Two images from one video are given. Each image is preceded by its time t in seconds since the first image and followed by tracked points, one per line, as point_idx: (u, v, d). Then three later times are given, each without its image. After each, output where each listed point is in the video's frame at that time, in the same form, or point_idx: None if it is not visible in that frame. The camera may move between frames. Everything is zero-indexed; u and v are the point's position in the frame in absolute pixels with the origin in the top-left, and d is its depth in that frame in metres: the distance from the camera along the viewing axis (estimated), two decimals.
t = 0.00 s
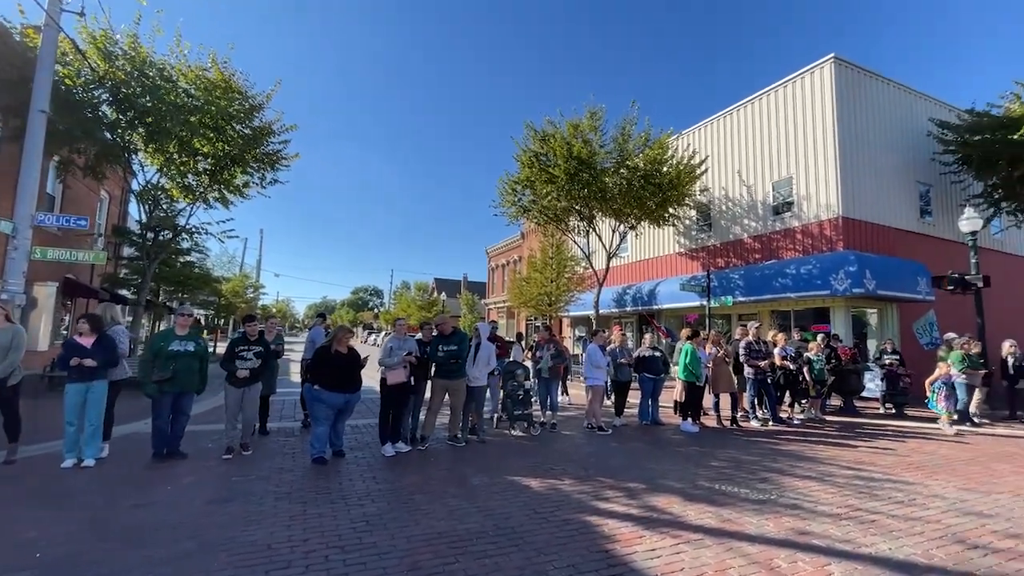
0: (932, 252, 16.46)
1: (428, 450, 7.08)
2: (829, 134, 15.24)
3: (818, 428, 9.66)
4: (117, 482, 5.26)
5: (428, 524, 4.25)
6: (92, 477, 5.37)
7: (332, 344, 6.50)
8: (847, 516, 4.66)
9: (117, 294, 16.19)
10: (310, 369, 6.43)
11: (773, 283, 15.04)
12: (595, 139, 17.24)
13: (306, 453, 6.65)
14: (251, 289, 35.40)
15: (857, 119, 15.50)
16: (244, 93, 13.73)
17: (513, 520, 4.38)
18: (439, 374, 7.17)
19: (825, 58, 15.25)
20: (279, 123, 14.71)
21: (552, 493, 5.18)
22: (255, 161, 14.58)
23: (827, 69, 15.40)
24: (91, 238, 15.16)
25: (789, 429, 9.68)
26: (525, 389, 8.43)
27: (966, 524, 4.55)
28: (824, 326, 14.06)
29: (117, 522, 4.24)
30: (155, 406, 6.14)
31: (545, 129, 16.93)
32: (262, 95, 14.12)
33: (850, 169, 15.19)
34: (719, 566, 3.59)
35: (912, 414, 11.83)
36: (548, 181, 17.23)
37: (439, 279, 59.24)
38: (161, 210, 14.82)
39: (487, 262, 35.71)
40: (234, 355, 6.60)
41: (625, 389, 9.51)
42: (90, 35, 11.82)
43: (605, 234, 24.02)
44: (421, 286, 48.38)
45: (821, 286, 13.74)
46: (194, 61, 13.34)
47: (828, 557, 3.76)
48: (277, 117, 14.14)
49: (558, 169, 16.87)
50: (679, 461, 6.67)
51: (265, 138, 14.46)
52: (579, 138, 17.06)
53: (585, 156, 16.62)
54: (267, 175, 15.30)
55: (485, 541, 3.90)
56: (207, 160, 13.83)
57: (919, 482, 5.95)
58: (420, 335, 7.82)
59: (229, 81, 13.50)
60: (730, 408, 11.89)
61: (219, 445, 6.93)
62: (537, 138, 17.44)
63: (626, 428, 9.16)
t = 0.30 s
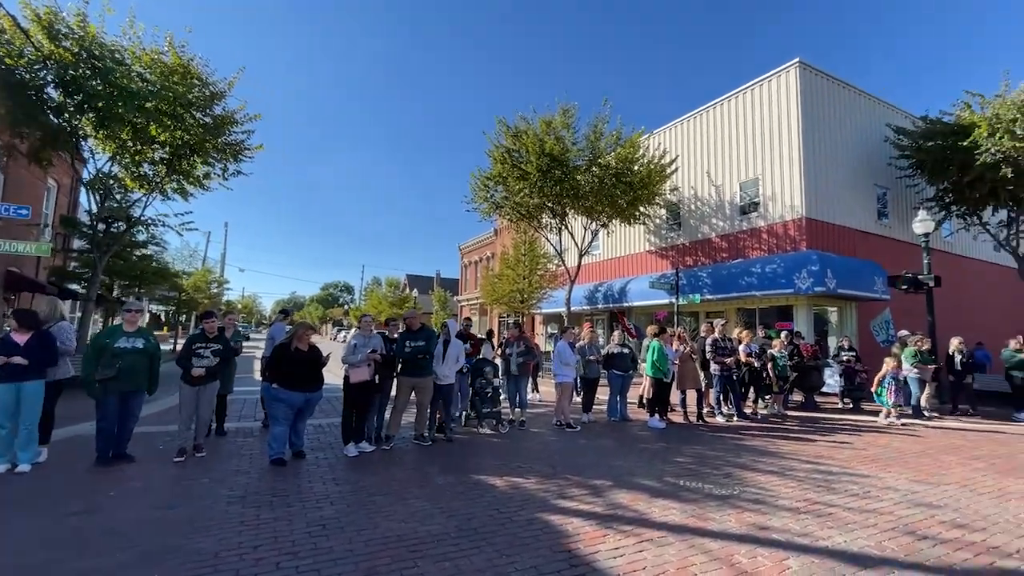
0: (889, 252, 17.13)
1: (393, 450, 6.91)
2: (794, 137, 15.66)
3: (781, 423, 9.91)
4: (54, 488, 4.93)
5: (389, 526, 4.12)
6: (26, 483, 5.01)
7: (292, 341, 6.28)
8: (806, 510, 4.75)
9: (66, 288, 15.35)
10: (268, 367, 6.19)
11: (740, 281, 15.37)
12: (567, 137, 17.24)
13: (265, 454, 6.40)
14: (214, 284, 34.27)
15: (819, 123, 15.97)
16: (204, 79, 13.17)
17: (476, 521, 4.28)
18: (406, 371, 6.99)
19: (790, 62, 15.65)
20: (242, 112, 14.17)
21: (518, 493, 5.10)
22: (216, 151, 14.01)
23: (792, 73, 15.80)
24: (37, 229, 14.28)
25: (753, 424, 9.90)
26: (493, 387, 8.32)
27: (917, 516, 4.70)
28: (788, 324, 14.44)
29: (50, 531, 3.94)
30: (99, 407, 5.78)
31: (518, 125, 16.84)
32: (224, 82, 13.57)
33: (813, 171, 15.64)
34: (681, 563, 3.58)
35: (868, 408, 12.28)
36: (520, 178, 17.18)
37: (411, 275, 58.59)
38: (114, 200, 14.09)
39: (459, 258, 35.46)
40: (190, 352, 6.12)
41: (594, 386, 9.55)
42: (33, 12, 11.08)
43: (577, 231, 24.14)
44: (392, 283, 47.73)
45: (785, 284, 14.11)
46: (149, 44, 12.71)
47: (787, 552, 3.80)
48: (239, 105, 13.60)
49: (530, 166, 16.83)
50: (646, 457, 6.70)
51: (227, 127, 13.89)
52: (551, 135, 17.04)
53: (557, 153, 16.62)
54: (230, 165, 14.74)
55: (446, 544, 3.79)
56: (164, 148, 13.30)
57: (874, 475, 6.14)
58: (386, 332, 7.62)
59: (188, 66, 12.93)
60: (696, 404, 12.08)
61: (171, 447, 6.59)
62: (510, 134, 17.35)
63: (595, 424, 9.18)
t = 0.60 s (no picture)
0: (849, 251, 17.73)
1: (358, 447, 6.77)
2: (762, 137, 16.01)
3: (744, 416, 10.15)
4: None
5: (348, 526, 4.00)
6: None
7: (250, 336, 6.04)
8: (765, 501, 4.85)
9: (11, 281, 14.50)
10: (224, 363, 5.95)
11: (708, 278, 15.67)
12: (541, 132, 17.20)
13: (221, 453, 6.16)
14: (176, 278, 33.07)
15: (785, 123, 16.37)
16: (162, 63, 12.58)
17: (438, 519, 4.20)
18: (371, 366, 6.83)
19: (758, 63, 15.99)
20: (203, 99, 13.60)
21: (483, 490, 5.04)
22: (175, 139, 13.40)
23: (760, 75, 16.14)
24: None
25: (718, 417, 10.10)
26: (462, 382, 8.23)
27: (869, 505, 4.85)
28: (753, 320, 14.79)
29: None
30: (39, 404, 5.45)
31: (491, 119, 16.71)
32: (184, 67, 12.98)
33: (779, 171, 16.03)
34: (642, 558, 3.59)
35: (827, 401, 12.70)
36: (493, 172, 17.06)
37: (384, 270, 57.78)
38: (63, 188, 13.33)
39: (432, 253, 35.11)
40: (142, 347, 5.82)
41: (563, 380, 9.62)
42: None
43: (550, 227, 24.20)
44: (364, 278, 46.96)
45: (751, 281, 14.44)
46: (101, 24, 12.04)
47: (746, 543, 3.86)
48: (200, 91, 13.03)
49: (503, 160, 16.73)
50: (612, 452, 6.74)
51: (187, 114, 13.30)
52: (524, 130, 16.97)
53: (530, 148, 16.58)
54: (190, 154, 14.16)
55: (406, 543, 3.70)
56: (118, 134, 12.64)
57: (831, 465, 6.33)
58: (350, 327, 7.42)
59: (143, 48, 12.34)
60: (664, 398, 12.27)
61: (120, 447, 6.28)
62: (483, 128, 17.19)
63: (564, 419, 9.21)
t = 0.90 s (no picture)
0: (813, 249, 18.23)
1: (319, 446, 6.58)
2: (731, 136, 16.28)
3: (710, 411, 10.33)
4: None
5: (302, 529, 3.86)
6: None
7: (204, 332, 5.76)
8: (726, 495, 4.90)
9: None
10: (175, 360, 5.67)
11: (678, 274, 15.89)
12: (514, 127, 17.10)
13: (173, 454, 5.89)
14: (135, 271, 31.78)
15: (754, 123, 16.67)
16: (115, 45, 11.95)
17: (397, 520, 4.09)
18: (334, 362, 6.64)
19: (728, 63, 16.23)
20: (161, 84, 13.01)
21: (445, 489, 4.95)
22: (131, 125, 12.79)
23: (730, 75, 16.38)
24: None
25: (685, 412, 10.25)
26: (430, 379, 8.08)
27: (825, 497, 4.96)
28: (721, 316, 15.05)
29: None
30: None
31: (464, 113, 16.51)
32: (140, 49, 12.37)
33: (747, 170, 16.33)
34: (602, 556, 3.56)
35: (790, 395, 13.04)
36: (465, 166, 16.87)
37: (356, 265, 56.79)
38: (7, 175, 12.58)
39: (406, 247, 34.64)
40: (84, 344, 5.51)
41: (530, 376, 9.70)
42: None
43: (523, 223, 24.13)
44: (335, 273, 46.04)
45: (720, 278, 14.70)
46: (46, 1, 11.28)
47: (705, 538, 3.88)
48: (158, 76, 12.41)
49: (476, 155, 16.56)
50: (579, 448, 6.73)
51: (143, 99, 12.67)
52: (498, 125, 16.84)
53: (503, 143, 16.46)
54: (147, 141, 13.58)
55: (360, 546, 3.58)
56: (68, 118, 11.99)
57: (791, 459, 6.47)
58: (312, 322, 7.18)
59: (95, 29, 11.68)
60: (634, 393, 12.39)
61: (62, 449, 5.94)
62: (456, 121, 16.97)
63: (533, 415, 9.19)
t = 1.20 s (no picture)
0: (781, 247, 18.66)
1: (280, 446, 6.38)
2: (703, 134, 16.46)
3: (679, 406, 10.46)
4: None
5: (252, 534, 3.70)
6: None
7: (154, 328, 5.48)
8: (688, 491, 4.93)
9: None
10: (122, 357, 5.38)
11: (650, 271, 16.04)
12: (489, 120, 16.94)
13: (122, 457, 5.62)
14: (94, 264, 30.49)
15: (725, 122, 16.89)
16: (65, 25, 11.23)
17: (353, 522, 3.97)
18: (295, 359, 6.44)
19: (701, 62, 16.38)
20: (117, 67, 12.36)
21: (407, 488, 4.85)
22: (84, 110, 12.13)
23: (703, 74, 16.55)
24: None
25: (654, 407, 10.35)
26: (397, 376, 7.95)
27: (785, 491, 5.04)
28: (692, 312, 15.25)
29: None
30: None
31: (438, 105, 16.25)
32: (92, 30, 11.69)
33: (718, 168, 16.55)
34: (561, 555, 3.52)
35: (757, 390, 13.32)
36: (439, 159, 16.63)
37: (330, 259, 55.73)
38: None
39: (380, 242, 34.09)
40: (17, 342, 5.17)
41: (499, 370, 9.68)
42: None
43: (498, 217, 24.01)
44: (308, 267, 45.03)
45: (691, 274, 14.89)
46: None
47: (664, 535, 3.88)
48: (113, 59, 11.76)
49: (450, 148, 16.33)
50: (547, 444, 6.70)
51: (96, 83, 12.02)
52: (472, 118, 16.64)
53: (477, 137, 16.27)
54: (103, 128, 12.92)
55: (312, 551, 3.46)
56: (14, 102, 11.26)
57: (754, 453, 6.57)
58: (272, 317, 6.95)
59: (42, 7, 10.93)
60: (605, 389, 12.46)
61: None
62: (429, 114, 16.70)
63: (503, 412, 9.13)
